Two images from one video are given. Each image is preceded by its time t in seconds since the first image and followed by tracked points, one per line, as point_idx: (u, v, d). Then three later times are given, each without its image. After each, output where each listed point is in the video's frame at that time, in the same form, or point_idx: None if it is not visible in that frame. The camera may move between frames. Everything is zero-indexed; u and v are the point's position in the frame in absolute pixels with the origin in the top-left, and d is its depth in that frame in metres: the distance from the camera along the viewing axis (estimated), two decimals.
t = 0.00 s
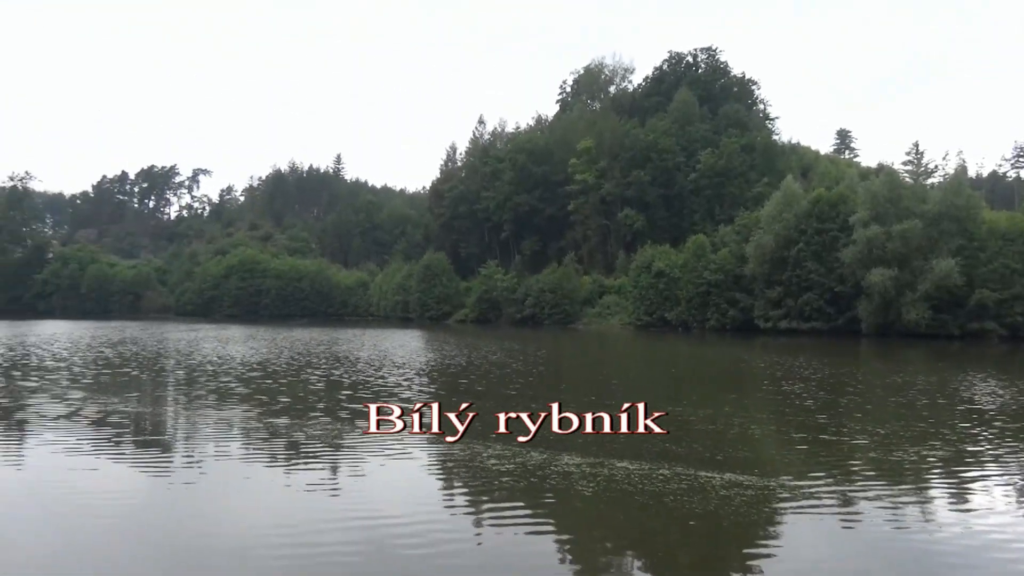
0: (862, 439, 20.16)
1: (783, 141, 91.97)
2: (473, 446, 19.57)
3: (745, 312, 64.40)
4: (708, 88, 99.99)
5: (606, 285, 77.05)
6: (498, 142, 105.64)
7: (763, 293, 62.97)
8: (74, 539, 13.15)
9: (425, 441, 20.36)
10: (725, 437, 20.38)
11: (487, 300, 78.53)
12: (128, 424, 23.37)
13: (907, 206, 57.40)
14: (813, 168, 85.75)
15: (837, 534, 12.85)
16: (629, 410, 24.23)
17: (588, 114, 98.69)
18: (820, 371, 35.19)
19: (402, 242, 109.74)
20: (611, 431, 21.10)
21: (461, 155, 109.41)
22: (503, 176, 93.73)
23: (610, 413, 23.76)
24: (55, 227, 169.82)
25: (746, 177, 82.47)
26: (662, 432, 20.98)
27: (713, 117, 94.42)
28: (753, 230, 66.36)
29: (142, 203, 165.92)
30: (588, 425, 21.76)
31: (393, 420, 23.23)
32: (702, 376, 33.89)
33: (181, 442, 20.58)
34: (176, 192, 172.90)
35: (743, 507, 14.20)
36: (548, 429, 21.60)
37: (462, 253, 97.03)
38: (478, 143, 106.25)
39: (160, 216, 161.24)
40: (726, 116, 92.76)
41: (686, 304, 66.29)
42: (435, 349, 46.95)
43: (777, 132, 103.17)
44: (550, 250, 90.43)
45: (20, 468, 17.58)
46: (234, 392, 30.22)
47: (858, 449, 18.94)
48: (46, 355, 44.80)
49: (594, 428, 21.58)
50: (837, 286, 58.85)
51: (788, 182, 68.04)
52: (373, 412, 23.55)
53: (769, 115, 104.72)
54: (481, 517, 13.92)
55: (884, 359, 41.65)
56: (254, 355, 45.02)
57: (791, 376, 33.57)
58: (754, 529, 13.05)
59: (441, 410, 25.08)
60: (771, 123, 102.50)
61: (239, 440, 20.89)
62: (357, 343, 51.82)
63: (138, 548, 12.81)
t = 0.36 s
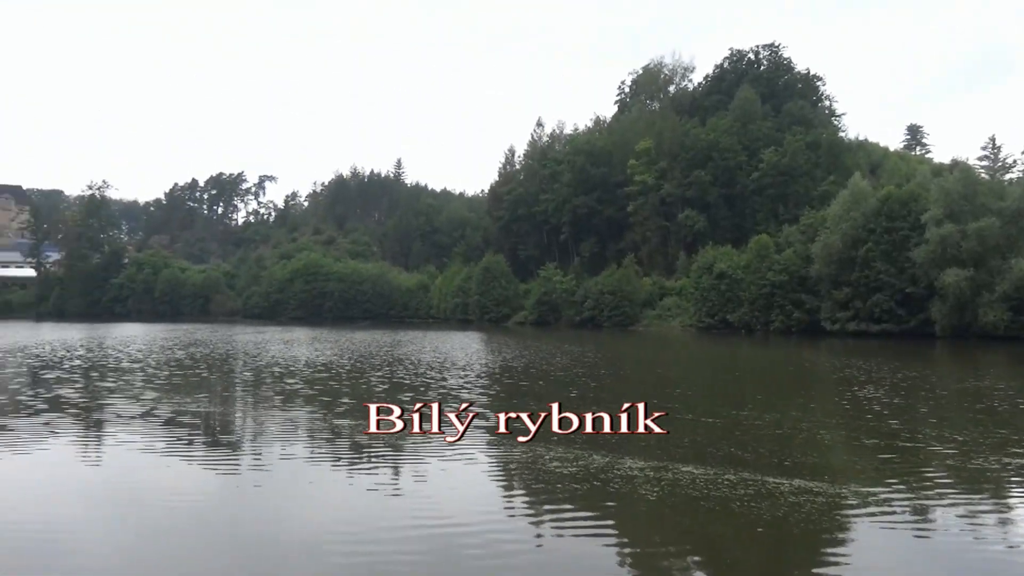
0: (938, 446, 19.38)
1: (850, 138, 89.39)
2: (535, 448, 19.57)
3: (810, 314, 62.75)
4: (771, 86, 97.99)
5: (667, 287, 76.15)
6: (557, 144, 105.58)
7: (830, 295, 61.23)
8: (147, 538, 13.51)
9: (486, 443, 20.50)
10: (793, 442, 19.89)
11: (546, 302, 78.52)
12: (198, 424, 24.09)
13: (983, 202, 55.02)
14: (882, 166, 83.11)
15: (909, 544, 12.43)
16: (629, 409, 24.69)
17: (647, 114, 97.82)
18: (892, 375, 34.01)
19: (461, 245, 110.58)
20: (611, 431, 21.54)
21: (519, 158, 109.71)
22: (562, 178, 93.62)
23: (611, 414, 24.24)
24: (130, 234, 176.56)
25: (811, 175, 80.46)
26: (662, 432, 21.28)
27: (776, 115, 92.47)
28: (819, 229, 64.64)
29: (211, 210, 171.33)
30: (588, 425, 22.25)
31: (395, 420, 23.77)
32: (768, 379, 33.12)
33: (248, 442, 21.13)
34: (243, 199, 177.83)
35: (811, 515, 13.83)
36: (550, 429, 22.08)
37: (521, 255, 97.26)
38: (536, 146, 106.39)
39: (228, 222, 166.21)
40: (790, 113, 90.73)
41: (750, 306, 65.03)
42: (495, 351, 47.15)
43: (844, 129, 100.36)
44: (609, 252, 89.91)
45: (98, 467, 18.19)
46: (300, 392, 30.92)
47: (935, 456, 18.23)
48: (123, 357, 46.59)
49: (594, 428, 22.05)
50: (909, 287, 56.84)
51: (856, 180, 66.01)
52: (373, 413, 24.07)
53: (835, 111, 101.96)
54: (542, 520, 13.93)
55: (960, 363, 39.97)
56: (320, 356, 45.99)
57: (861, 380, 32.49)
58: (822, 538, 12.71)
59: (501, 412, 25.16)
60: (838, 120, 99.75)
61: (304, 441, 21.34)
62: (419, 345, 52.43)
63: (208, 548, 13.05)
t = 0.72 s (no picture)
0: None
1: (923, 131, 86.22)
2: (601, 449, 19.48)
3: (882, 314, 60.64)
4: (839, 80, 95.19)
5: (731, 286, 74.82)
6: (617, 143, 104.82)
7: (902, 294, 58.97)
8: (217, 533, 13.90)
9: (548, 443, 20.44)
10: (868, 446, 19.26)
11: (608, 302, 78.09)
12: (267, 423, 24.61)
13: None
14: (958, 160, 79.87)
15: (989, 555, 11.91)
16: (629, 409, 25.03)
17: (710, 111, 96.19)
18: (972, 378, 32.65)
19: (521, 245, 110.83)
20: (611, 431, 21.85)
21: (580, 157, 109.29)
22: (623, 177, 92.85)
23: (611, 414, 24.59)
24: (202, 237, 182.59)
25: (881, 171, 77.89)
26: (682, 433, 21.30)
27: (844, 109, 89.84)
28: (891, 226, 62.49)
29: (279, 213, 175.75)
30: (588, 424, 22.58)
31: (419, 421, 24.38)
32: (840, 381, 32.15)
33: (315, 441, 21.55)
34: (309, 202, 181.88)
35: (885, 521, 13.38)
36: (550, 429, 22.41)
37: (582, 255, 96.94)
38: (597, 145, 105.86)
39: (295, 225, 170.22)
40: (860, 107, 88.01)
41: (818, 305, 63.36)
42: (557, 351, 47.01)
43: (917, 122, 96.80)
44: (671, 252, 88.86)
45: (172, 463, 18.84)
46: (364, 392, 31.42)
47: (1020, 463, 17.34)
48: (196, 356, 48.13)
49: (594, 428, 22.35)
50: (988, 286, 54.24)
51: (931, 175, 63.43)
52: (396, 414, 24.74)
53: (908, 104, 98.42)
54: (603, 523, 13.82)
55: None
56: (384, 356, 46.60)
57: (940, 383, 31.15)
58: (897, 547, 12.25)
59: (564, 412, 25.09)
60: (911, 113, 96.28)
61: (368, 441, 21.61)
62: (481, 345, 52.76)
63: (272, 547, 13.19)
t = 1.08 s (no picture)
0: None
1: (1000, 122, 82.70)
2: (664, 451, 19.25)
3: (956, 313, 58.14)
4: (910, 71, 92.05)
5: (796, 285, 73.15)
6: (678, 141, 103.47)
7: (979, 293, 56.15)
8: (285, 530, 14.21)
9: (608, 445, 20.26)
10: (945, 451, 18.51)
11: (668, 302, 77.22)
12: (331, 423, 25.00)
13: None
14: None
15: None
16: (670, 411, 24.96)
17: (774, 107, 94.02)
18: None
19: (580, 245, 110.39)
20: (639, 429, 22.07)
21: (640, 156, 108.26)
22: (683, 176, 91.58)
23: (653, 415, 24.55)
24: (268, 240, 187.54)
25: (956, 164, 74.99)
26: (744, 435, 20.91)
27: (915, 102, 86.84)
28: (966, 222, 59.71)
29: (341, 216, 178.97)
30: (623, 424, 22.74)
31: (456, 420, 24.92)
32: (913, 383, 31.00)
33: (378, 441, 21.84)
34: (371, 204, 184.85)
35: (966, 530, 12.84)
36: (572, 428, 22.65)
37: (641, 255, 96.14)
38: (656, 144, 104.72)
39: (357, 227, 173.40)
40: (932, 99, 84.96)
41: (888, 305, 61.37)
42: (617, 352, 46.64)
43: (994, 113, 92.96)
44: (734, 251, 87.41)
45: (240, 461, 19.33)
46: (426, 392, 31.74)
47: None
48: (263, 357, 49.32)
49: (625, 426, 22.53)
50: None
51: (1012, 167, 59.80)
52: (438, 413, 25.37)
53: (984, 94, 94.55)
54: (666, 527, 13.65)
55: None
56: (444, 357, 46.94)
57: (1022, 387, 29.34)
58: (978, 557, 11.75)
59: (624, 413, 24.89)
60: (987, 104, 92.49)
61: (429, 441, 21.77)
62: (541, 346, 52.76)
63: (338, 545, 13.42)
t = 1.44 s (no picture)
0: None
1: None
2: (730, 454, 18.91)
3: None
4: (987, 61, 88.61)
5: (865, 284, 71.02)
6: (741, 138, 101.53)
7: None
8: (350, 527, 14.47)
9: (671, 448, 19.98)
10: None
11: (732, 301, 75.89)
12: (394, 422, 25.21)
13: None
14: None
15: None
16: (734, 414, 24.51)
17: (841, 100, 91.16)
18: None
19: (641, 245, 109.55)
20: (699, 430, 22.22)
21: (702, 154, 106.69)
22: (746, 173, 89.68)
23: (715, 417, 24.17)
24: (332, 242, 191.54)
25: None
26: (809, 438, 20.36)
27: (993, 93, 83.43)
28: None
29: (403, 217, 181.37)
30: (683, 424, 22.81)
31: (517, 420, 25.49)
32: (992, 386, 29.60)
33: (439, 441, 21.98)
34: (432, 206, 187.07)
35: None
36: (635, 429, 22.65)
37: (704, 254, 94.76)
38: (719, 141, 103.03)
39: (418, 229, 176.00)
40: (1010, 89, 81.64)
41: (964, 304, 58.73)
42: (679, 353, 45.96)
43: None
44: (800, 249, 85.52)
45: (305, 459, 19.75)
46: (487, 393, 31.82)
47: None
48: (327, 356, 50.14)
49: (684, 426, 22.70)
50: None
51: None
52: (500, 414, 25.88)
53: None
54: (731, 532, 13.39)
55: None
56: (504, 357, 46.97)
57: None
58: None
59: (687, 415, 24.52)
60: None
61: (491, 442, 21.81)
62: (602, 346, 52.41)
63: (402, 544, 13.59)
